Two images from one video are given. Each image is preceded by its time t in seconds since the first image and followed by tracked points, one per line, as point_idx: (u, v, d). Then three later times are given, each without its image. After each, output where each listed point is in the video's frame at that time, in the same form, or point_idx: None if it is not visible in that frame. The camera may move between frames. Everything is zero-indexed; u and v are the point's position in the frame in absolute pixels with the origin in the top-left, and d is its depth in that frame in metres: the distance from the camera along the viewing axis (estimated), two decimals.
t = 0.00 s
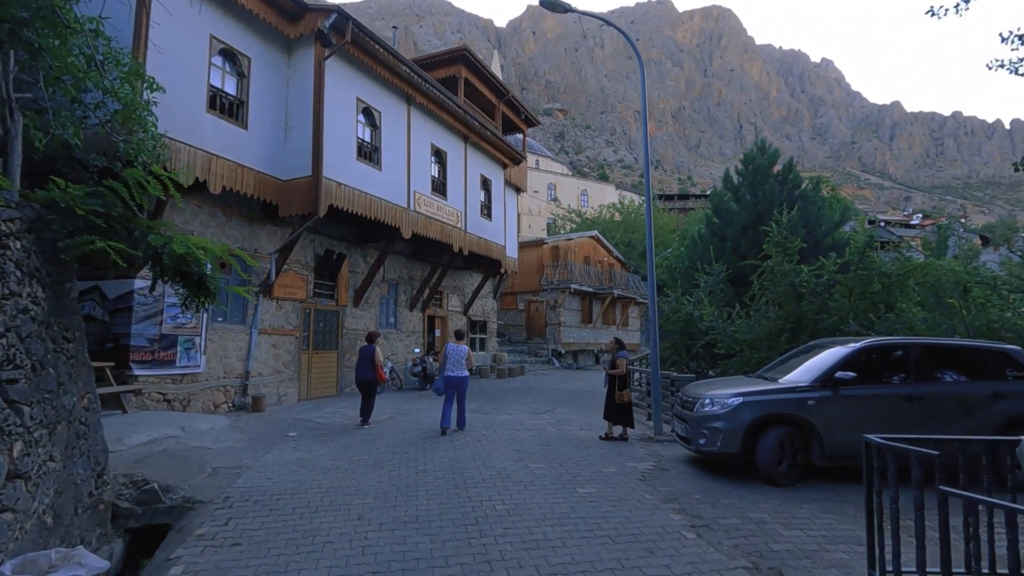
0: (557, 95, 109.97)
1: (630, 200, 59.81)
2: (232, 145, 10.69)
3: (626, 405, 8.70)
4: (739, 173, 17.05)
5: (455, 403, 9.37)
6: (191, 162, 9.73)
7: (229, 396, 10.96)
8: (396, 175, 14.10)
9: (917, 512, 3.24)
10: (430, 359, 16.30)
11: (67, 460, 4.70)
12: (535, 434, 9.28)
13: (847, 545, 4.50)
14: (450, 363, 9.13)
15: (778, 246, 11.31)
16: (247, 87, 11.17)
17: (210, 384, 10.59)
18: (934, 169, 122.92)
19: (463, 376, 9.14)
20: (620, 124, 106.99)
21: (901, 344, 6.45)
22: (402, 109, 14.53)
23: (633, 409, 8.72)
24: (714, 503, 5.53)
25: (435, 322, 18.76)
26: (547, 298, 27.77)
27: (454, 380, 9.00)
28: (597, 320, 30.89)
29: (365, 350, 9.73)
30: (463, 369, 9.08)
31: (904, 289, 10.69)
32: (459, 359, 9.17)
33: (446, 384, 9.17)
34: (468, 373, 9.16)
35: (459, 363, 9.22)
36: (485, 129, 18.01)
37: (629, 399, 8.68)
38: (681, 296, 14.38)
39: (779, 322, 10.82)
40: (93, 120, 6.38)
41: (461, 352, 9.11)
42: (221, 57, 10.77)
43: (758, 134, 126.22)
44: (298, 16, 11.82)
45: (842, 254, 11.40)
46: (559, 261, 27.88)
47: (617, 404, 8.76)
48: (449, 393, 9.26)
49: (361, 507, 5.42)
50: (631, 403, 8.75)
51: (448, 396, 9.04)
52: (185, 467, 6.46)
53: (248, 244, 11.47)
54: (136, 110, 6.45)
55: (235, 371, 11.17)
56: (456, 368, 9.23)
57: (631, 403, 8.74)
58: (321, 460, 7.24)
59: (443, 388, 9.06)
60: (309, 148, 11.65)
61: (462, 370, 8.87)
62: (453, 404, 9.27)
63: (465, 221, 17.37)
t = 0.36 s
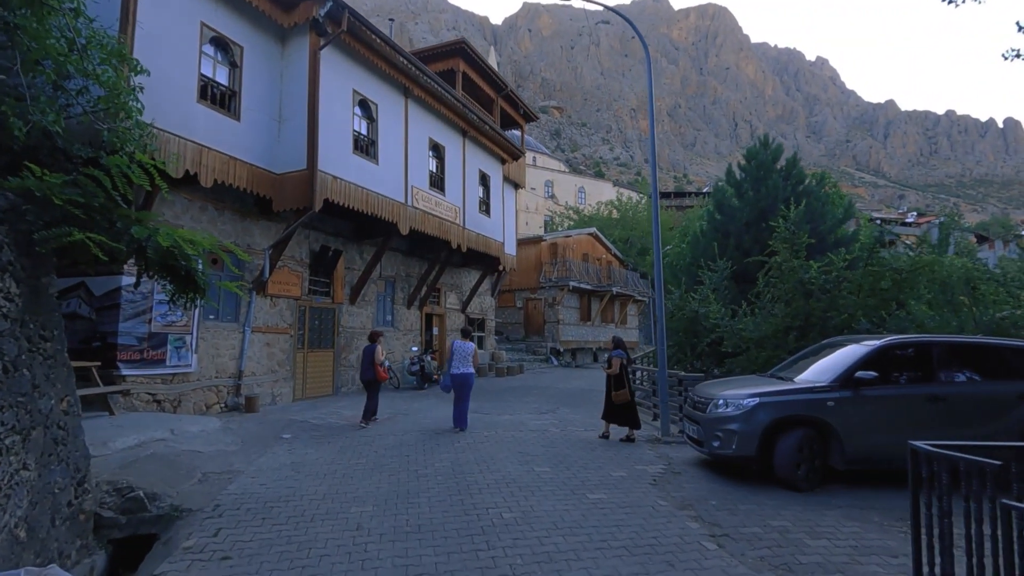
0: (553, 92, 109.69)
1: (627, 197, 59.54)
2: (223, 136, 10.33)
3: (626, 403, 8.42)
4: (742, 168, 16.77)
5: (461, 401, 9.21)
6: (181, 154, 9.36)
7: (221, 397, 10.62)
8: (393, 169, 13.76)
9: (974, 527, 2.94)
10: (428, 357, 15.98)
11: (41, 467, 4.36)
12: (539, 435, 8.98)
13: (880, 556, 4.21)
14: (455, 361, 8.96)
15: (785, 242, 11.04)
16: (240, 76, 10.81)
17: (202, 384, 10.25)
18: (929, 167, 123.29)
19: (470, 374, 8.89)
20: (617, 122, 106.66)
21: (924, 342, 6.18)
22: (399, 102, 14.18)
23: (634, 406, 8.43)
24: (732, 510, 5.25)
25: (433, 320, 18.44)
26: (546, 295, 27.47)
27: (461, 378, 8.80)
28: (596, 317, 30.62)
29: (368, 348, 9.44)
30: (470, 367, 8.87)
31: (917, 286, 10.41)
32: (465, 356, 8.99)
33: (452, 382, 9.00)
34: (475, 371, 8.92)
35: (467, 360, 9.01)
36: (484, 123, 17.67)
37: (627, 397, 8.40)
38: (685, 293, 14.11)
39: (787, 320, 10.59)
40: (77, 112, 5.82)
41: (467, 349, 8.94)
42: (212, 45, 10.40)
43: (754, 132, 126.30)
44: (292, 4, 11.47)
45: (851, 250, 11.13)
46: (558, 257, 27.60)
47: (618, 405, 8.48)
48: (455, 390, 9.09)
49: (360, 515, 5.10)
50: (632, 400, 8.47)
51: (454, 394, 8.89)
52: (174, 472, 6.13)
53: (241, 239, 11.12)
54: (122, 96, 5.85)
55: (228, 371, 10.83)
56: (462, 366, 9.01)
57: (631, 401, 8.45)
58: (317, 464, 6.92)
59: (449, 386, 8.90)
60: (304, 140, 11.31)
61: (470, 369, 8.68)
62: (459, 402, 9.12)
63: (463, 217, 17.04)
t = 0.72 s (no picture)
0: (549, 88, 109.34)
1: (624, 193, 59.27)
2: (215, 124, 9.94)
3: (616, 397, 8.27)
4: (746, 161, 16.48)
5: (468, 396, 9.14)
6: (170, 142, 8.97)
7: (214, 395, 10.26)
8: (390, 160, 13.40)
9: None
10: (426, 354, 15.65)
11: (14, 473, 4.00)
12: (544, 434, 8.67)
13: (922, 565, 3.92)
14: (460, 357, 8.82)
15: (795, 235, 10.76)
16: (232, 63, 10.43)
17: (193, 382, 9.90)
18: (924, 164, 123.68)
19: (474, 370, 8.74)
20: (613, 118, 106.31)
21: (952, 337, 5.90)
22: (397, 92, 13.81)
23: (625, 399, 8.27)
24: (756, 514, 4.96)
25: (431, 316, 18.10)
26: (544, 291, 27.16)
27: (465, 375, 8.65)
28: (594, 314, 30.34)
29: (374, 343, 9.26)
30: (474, 364, 8.74)
31: (931, 280, 10.14)
32: (469, 352, 8.84)
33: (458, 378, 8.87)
34: (480, 367, 8.76)
35: (472, 356, 8.86)
36: (483, 115, 17.32)
37: (618, 392, 8.24)
38: (690, 287, 13.82)
39: (796, 315, 10.25)
40: (59, 96, 5.25)
41: (471, 345, 8.78)
42: (203, 30, 10.00)
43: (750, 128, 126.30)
44: None
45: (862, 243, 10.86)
46: (557, 253, 27.29)
47: (611, 401, 8.33)
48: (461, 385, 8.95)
49: (361, 522, 4.78)
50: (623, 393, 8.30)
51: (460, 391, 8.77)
52: (163, 475, 5.80)
53: (234, 232, 10.74)
54: (105, 73, 5.37)
55: (220, 368, 10.46)
56: (467, 362, 8.87)
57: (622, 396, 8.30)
58: (315, 465, 6.60)
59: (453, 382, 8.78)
60: (299, 129, 10.93)
61: (475, 366, 8.53)
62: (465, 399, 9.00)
63: (462, 211, 16.69)
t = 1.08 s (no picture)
0: (545, 85, 108.87)
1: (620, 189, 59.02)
2: (202, 112, 9.55)
3: (608, 395, 8.07)
4: (748, 155, 16.19)
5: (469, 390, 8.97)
6: (155, 130, 8.57)
7: (202, 394, 9.89)
8: (386, 152, 13.02)
9: None
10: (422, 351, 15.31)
11: None
12: (547, 434, 8.36)
13: None
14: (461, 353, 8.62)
15: (801, 229, 10.49)
16: (221, 49, 10.04)
17: (181, 381, 9.52)
18: (918, 162, 124.09)
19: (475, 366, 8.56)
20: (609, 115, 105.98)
21: (977, 334, 5.63)
22: (392, 82, 13.43)
23: (618, 399, 8.04)
24: (778, 522, 4.66)
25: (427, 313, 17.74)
26: (541, 287, 26.82)
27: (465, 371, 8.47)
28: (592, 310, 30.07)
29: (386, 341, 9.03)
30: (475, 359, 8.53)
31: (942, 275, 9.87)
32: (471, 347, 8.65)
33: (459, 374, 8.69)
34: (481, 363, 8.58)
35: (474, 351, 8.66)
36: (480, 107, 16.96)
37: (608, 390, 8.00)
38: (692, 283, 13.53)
39: (804, 312, 9.96)
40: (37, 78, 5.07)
41: (471, 340, 8.59)
42: (189, 14, 9.61)
43: (746, 125, 126.31)
44: None
45: (870, 237, 10.60)
46: (554, 249, 26.96)
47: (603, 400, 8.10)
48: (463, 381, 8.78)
49: (356, 532, 4.45)
50: (616, 392, 8.09)
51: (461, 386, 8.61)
52: (144, 481, 5.44)
53: (223, 225, 10.36)
54: (79, 49, 5.16)
55: (210, 366, 10.09)
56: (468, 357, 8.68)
57: (615, 393, 8.08)
58: (307, 469, 6.25)
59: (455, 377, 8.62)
60: (291, 119, 10.55)
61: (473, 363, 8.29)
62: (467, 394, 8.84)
63: (459, 205, 16.34)
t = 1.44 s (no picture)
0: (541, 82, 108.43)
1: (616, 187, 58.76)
2: (185, 101, 9.14)
3: (607, 396, 7.72)
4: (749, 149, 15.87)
5: (466, 390, 8.65)
6: (134, 119, 8.17)
7: (186, 395, 9.49)
8: (378, 145, 12.63)
9: None
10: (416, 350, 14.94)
11: None
12: (545, 437, 8.01)
13: None
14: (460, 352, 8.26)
15: (806, 224, 10.20)
16: (205, 35, 9.64)
17: (164, 382, 9.13)
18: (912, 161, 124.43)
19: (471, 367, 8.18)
20: (604, 113, 105.69)
21: (999, 334, 5.34)
22: (385, 73, 13.03)
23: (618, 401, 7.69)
24: (796, 535, 4.33)
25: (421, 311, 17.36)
26: (538, 285, 26.45)
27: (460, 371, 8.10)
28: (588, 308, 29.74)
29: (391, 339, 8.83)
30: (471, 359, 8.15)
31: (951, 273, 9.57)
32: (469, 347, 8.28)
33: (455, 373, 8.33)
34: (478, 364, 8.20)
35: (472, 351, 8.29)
36: (475, 101, 16.59)
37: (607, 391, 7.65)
38: (692, 281, 13.21)
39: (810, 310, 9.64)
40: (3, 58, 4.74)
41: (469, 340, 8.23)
42: None
43: (741, 124, 126.30)
44: None
45: (876, 234, 10.30)
46: (551, 246, 26.60)
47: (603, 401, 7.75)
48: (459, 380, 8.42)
49: (341, 549, 4.09)
50: (615, 393, 7.73)
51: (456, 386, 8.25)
52: (115, 491, 5.06)
53: (208, 219, 9.96)
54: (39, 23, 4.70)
55: (194, 367, 9.69)
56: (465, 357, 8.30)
57: (614, 395, 7.72)
58: (291, 477, 5.88)
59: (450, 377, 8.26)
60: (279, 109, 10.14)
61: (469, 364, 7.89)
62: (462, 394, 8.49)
63: (454, 201, 15.96)
